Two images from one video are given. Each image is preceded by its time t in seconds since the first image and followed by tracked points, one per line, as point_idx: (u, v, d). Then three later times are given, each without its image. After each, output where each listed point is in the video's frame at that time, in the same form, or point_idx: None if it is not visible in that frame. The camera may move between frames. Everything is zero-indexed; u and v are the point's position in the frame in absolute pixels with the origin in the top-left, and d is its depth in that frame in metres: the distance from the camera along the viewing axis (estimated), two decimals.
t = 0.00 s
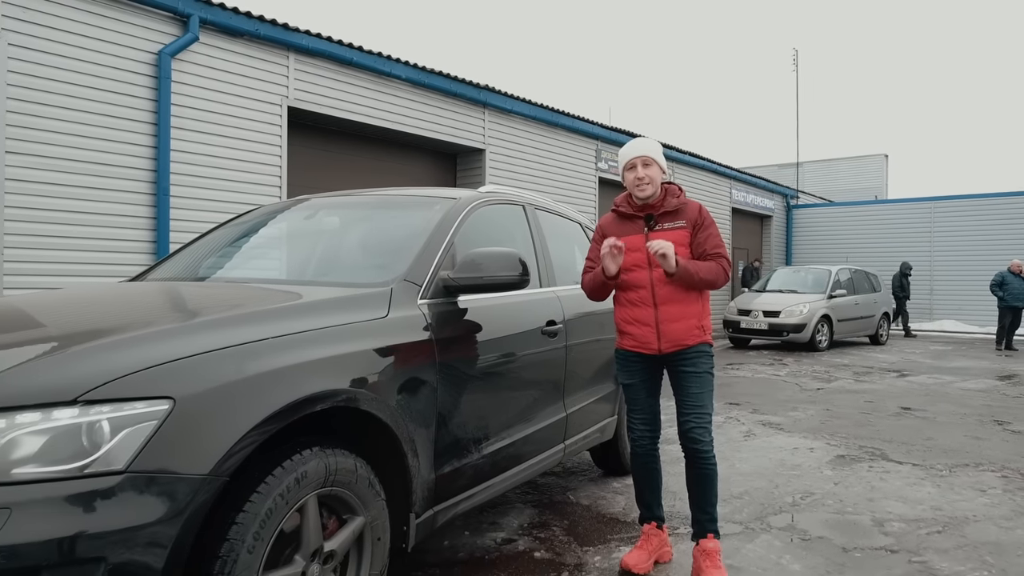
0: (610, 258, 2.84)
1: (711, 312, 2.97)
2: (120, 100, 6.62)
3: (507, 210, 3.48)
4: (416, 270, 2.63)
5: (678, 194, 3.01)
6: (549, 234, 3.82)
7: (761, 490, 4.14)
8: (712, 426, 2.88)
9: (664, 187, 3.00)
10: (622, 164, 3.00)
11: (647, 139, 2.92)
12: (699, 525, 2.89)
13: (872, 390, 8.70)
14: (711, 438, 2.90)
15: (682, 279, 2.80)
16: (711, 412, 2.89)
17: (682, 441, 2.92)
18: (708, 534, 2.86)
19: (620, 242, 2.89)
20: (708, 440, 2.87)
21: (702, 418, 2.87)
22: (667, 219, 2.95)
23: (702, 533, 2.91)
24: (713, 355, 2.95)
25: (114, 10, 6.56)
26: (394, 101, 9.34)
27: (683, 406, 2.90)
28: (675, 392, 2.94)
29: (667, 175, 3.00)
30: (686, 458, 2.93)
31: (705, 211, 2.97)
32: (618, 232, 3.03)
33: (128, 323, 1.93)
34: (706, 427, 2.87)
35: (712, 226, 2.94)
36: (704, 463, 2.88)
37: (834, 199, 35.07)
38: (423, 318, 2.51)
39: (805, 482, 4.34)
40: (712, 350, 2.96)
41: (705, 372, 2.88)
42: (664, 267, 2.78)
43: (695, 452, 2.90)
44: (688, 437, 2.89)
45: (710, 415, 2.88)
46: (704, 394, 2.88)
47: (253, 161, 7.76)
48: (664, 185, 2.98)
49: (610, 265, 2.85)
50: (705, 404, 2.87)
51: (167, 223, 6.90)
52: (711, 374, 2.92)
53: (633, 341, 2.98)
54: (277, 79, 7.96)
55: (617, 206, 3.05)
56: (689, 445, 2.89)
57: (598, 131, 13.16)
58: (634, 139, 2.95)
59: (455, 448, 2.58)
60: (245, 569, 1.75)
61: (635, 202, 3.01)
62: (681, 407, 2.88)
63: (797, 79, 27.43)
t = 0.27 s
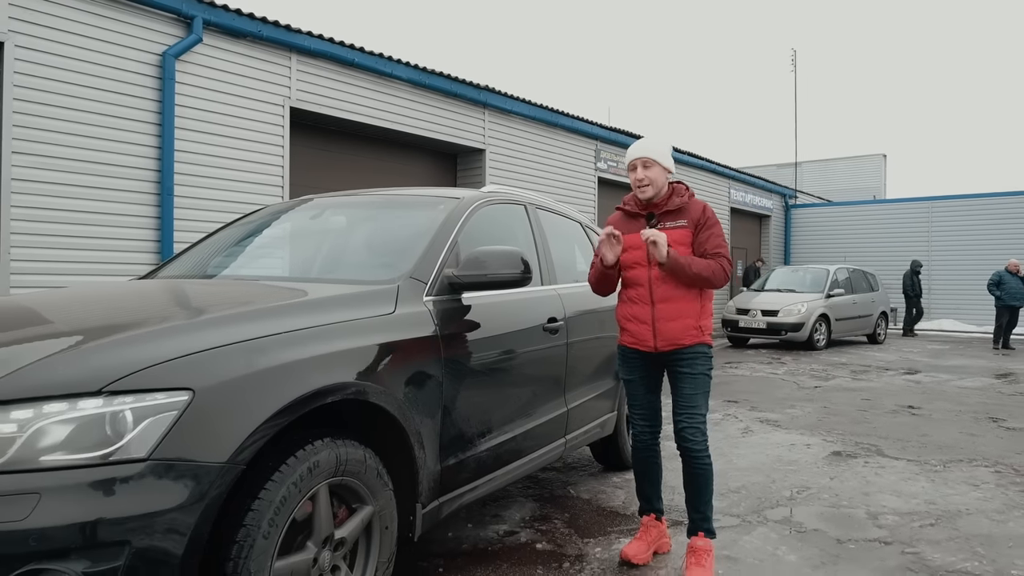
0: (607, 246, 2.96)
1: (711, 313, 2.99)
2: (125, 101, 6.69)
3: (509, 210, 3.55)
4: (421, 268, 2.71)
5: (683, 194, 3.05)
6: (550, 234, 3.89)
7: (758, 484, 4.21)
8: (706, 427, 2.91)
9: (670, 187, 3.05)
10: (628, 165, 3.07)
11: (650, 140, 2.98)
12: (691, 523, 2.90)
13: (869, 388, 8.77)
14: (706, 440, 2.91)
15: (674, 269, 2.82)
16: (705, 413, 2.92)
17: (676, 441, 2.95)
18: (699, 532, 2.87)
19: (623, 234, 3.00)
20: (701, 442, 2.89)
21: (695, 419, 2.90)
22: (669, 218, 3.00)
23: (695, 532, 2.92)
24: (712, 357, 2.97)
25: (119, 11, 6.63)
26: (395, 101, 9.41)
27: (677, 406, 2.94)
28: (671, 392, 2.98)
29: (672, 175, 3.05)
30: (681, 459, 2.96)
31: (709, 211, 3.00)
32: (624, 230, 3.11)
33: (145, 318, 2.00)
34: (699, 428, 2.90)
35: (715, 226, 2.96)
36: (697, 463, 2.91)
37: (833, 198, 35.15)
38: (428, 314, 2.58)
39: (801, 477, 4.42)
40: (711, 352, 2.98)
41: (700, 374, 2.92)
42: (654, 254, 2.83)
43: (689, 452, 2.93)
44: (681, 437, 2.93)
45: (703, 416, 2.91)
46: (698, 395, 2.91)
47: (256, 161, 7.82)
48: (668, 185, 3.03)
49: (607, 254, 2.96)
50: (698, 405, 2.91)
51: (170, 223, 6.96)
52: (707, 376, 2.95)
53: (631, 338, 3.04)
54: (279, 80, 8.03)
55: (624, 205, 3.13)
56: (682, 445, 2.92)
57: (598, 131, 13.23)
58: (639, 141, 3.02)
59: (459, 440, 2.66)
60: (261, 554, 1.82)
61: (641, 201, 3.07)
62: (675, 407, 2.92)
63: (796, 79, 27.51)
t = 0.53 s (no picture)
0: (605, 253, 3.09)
1: (715, 313, 3.00)
2: (129, 102, 6.76)
3: (510, 210, 3.63)
4: (426, 267, 2.79)
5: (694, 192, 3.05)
6: (550, 234, 3.97)
7: (754, 479, 4.30)
8: (705, 426, 2.96)
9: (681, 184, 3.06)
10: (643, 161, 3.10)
11: (661, 138, 3.00)
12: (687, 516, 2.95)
13: (865, 386, 8.86)
14: (707, 440, 2.96)
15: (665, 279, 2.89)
16: (705, 412, 2.97)
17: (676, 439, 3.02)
18: (694, 525, 2.92)
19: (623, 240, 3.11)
20: (701, 442, 2.95)
21: (694, 418, 2.95)
22: (676, 217, 3.02)
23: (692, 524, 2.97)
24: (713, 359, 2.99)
25: (123, 13, 6.70)
26: (396, 102, 9.48)
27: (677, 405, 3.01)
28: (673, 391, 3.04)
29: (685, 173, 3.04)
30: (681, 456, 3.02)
31: (716, 211, 2.98)
32: (633, 226, 3.17)
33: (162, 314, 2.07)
34: (698, 427, 2.96)
35: (720, 226, 2.95)
36: (694, 460, 2.96)
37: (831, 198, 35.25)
38: (433, 312, 2.67)
39: (797, 472, 4.50)
40: (713, 351, 3.00)
41: (700, 374, 2.96)
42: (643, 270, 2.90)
43: (689, 450, 2.99)
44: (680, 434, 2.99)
45: (702, 415, 2.96)
46: (696, 395, 2.96)
47: (258, 162, 7.90)
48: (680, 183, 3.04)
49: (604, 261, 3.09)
50: (697, 404, 2.96)
51: (174, 223, 7.04)
52: (708, 377, 2.99)
53: (635, 333, 3.12)
54: (281, 82, 8.11)
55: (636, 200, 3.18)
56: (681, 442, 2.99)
57: (597, 132, 13.31)
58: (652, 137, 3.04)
59: (462, 434, 2.74)
60: (275, 541, 1.89)
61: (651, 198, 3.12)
62: (675, 406, 2.98)
63: (794, 79, 27.56)
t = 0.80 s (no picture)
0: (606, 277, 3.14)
1: (721, 315, 3.00)
2: (133, 104, 6.84)
3: (510, 212, 3.71)
4: (428, 268, 2.88)
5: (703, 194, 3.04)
6: (550, 235, 4.05)
7: (750, 475, 4.37)
8: (705, 426, 2.99)
9: (690, 185, 3.06)
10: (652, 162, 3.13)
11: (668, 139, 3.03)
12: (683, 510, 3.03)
13: (862, 385, 8.94)
14: (707, 440, 3.00)
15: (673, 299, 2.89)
16: (706, 413, 3.00)
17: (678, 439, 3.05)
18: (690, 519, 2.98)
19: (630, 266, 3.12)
20: (701, 442, 2.98)
21: (695, 418, 2.98)
22: (682, 218, 3.03)
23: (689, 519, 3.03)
24: (717, 361, 3.01)
25: (127, 16, 6.78)
26: (396, 103, 9.56)
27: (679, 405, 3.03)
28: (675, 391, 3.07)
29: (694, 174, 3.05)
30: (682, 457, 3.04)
31: (724, 214, 2.96)
32: (643, 226, 3.20)
33: (176, 313, 2.15)
34: (698, 427, 2.98)
35: (727, 230, 2.93)
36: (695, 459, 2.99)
37: (830, 198, 35.34)
38: (435, 311, 2.75)
39: (792, 469, 4.58)
40: (716, 354, 3.01)
41: (701, 376, 2.98)
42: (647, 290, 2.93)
43: (689, 450, 3.01)
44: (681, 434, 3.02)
45: (703, 416, 2.99)
46: (697, 396, 2.99)
47: (260, 163, 7.97)
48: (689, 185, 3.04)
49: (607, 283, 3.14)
50: (698, 405, 2.99)
51: (177, 224, 7.11)
52: (710, 379, 3.00)
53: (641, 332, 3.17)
54: (283, 84, 8.18)
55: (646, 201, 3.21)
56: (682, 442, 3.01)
57: (596, 132, 13.40)
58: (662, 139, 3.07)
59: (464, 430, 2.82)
60: (285, 531, 1.97)
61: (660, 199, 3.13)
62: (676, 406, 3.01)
63: (792, 80, 27.64)
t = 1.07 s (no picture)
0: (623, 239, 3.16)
1: (723, 317, 3.04)
2: (137, 106, 6.91)
3: (510, 212, 3.78)
4: (430, 267, 2.96)
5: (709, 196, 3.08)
6: (549, 235, 4.13)
7: (746, 472, 4.45)
8: (706, 424, 3.03)
9: (696, 186, 3.10)
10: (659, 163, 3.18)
11: (675, 140, 3.07)
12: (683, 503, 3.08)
13: (858, 383, 9.01)
14: (707, 437, 3.05)
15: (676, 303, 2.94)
16: (707, 411, 3.05)
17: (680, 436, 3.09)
18: (690, 512, 3.04)
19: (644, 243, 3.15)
20: (702, 439, 3.02)
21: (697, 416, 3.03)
22: (686, 219, 3.08)
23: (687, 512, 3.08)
24: (718, 362, 3.06)
25: (131, 19, 6.86)
26: (397, 105, 9.63)
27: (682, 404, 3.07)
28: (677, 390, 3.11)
29: (700, 176, 3.10)
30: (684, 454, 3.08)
31: (728, 217, 3.00)
32: (649, 226, 3.25)
33: (188, 312, 2.23)
34: (700, 425, 3.03)
35: (731, 232, 2.97)
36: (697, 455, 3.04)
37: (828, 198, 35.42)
38: (437, 309, 2.82)
39: (787, 465, 4.66)
40: (717, 355, 3.05)
41: (702, 376, 3.03)
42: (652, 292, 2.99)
43: (690, 446, 3.06)
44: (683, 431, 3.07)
45: (705, 413, 3.04)
46: (699, 395, 3.04)
47: (262, 164, 8.04)
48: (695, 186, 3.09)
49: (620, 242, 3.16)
50: (700, 404, 3.04)
51: (180, 224, 7.18)
52: (711, 379, 3.05)
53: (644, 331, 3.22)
54: (284, 85, 8.25)
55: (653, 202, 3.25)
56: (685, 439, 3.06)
57: (595, 133, 13.47)
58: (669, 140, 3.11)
59: (465, 425, 2.90)
60: (293, 521, 2.04)
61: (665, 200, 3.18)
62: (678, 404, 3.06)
63: (791, 80, 27.70)
